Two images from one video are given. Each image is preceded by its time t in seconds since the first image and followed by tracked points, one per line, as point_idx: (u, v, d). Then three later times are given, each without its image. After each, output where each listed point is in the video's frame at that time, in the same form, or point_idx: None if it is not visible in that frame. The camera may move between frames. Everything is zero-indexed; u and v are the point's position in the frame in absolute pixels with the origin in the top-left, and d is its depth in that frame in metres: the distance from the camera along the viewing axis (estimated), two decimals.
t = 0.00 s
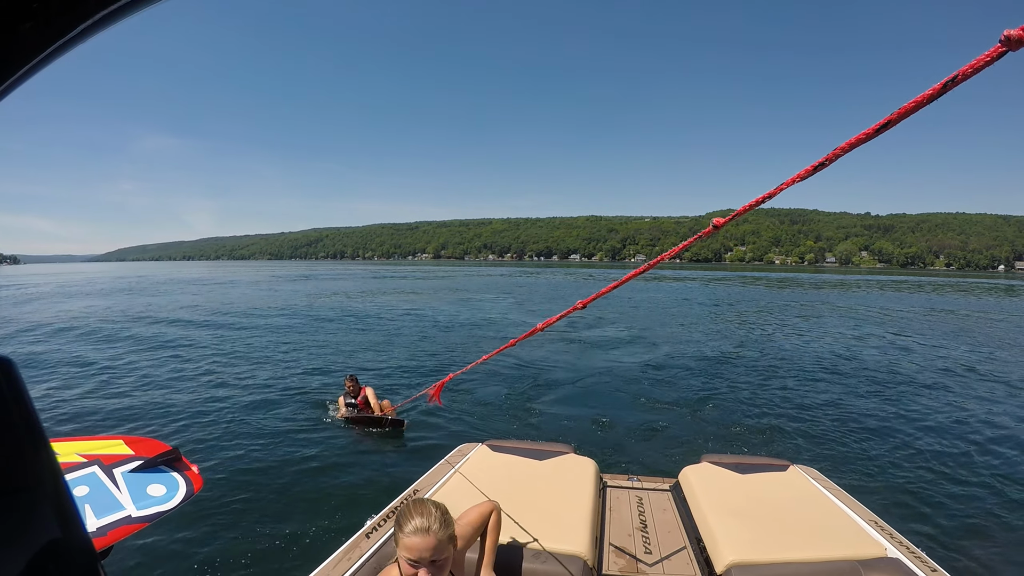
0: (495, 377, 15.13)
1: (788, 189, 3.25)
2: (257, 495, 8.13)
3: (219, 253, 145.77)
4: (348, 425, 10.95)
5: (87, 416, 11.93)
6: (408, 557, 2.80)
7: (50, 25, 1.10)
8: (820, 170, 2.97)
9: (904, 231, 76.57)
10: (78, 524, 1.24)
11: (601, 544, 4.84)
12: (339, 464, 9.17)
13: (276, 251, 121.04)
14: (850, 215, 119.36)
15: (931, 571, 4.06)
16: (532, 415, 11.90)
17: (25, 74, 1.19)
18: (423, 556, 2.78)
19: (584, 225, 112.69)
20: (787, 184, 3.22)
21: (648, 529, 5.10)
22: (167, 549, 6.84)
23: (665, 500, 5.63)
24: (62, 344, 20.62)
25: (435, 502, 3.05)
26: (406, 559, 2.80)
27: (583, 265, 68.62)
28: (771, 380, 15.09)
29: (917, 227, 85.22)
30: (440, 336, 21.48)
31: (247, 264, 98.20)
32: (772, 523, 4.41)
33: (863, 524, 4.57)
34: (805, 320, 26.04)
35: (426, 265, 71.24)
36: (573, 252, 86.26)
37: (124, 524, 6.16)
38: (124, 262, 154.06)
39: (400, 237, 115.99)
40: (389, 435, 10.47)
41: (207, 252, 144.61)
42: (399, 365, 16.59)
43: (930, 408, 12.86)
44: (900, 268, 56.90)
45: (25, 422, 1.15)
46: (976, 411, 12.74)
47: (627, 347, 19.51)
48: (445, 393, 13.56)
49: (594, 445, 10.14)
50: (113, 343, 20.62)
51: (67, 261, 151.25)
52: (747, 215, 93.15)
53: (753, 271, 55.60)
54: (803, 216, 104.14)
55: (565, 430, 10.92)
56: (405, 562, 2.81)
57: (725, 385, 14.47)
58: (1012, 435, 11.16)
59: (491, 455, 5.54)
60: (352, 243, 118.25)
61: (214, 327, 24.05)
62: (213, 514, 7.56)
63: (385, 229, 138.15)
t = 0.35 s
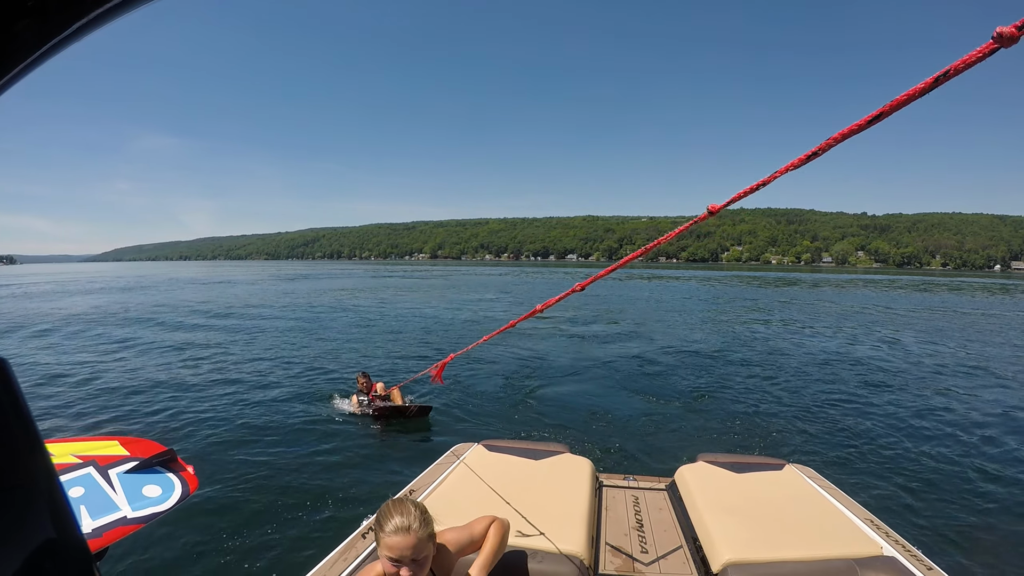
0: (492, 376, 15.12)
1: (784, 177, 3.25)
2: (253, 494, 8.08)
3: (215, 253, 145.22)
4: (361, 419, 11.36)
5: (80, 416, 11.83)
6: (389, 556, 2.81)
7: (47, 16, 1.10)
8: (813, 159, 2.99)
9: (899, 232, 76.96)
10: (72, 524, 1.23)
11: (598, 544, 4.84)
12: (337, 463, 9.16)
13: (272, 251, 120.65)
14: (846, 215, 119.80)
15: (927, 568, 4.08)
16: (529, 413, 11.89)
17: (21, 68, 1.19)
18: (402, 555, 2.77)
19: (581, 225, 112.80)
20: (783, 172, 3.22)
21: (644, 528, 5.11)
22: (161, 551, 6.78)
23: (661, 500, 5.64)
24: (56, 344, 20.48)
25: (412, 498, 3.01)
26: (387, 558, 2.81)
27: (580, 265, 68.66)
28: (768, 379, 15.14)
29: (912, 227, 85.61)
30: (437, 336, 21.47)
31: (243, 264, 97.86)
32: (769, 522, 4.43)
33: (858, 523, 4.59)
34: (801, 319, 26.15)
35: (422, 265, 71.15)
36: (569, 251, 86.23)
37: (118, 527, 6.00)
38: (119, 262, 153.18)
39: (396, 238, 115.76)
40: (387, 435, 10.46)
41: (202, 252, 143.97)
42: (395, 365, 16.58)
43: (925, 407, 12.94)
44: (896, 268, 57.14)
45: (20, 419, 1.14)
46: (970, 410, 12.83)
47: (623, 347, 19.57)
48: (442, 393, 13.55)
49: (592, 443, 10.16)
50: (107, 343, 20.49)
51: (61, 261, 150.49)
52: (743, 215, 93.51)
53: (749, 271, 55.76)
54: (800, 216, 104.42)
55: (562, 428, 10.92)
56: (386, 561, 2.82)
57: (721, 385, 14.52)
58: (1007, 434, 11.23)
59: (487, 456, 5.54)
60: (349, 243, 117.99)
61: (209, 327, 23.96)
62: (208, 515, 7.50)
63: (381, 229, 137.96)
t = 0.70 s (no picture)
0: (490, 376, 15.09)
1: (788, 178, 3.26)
2: (251, 495, 8.03)
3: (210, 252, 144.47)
4: (366, 420, 11.33)
5: (75, 416, 11.75)
6: (400, 550, 2.85)
7: (46, 27, 1.09)
8: (815, 159, 3.00)
9: (896, 232, 77.14)
10: (69, 538, 1.22)
11: (599, 548, 4.83)
12: (335, 462, 9.12)
13: (268, 250, 120.10)
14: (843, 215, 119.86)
15: (929, 565, 4.09)
16: (528, 412, 11.87)
17: (14, 78, 1.17)
18: (414, 541, 2.90)
19: (578, 224, 112.69)
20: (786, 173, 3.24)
21: (645, 532, 5.11)
22: (159, 553, 6.73)
23: (661, 503, 5.64)
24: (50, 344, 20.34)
25: (369, 509, 2.94)
26: (399, 553, 2.84)
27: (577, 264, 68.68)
28: (765, 379, 15.17)
29: (909, 227, 85.88)
30: (434, 336, 21.40)
31: (239, 263, 97.47)
32: (769, 523, 4.44)
33: (860, 522, 4.59)
34: (799, 318, 26.21)
35: (419, 265, 71.04)
36: (566, 251, 86.16)
37: (118, 540, 5.98)
38: (114, 262, 152.21)
39: (393, 237, 115.52)
40: (385, 435, 10.42)
41: (198, 252, 143.33)
42: (393, 364, 16.53)
43: (923, 405, 12.99)
44: (893, 268, 57.28)
45: (17, 432, 1.13)
46: (968, 408, 12.88)
47: (621, 346, 19.58)
48: (440, 393, 13.50)
49: (590, 442, 10.15)
50: (103, 343, 20.35)
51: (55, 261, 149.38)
52: (740, 215, 93.66)
53: (747, 271, 55.81)
54: (797, 216, 104.62)
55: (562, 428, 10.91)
56: (398, 558, 2.84)
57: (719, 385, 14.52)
58: (1005, 433, 11.27)
59: (486, 462, 5.53)
60: (345, 243, 117.57)
61: (206, 326, 23.82)
62: (206, 516, 7.46)
63: (378, 229, 137.59)
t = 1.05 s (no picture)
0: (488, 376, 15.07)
1: (786, 174, 3.30)
2: (249, 495, 7.99)
3: (206, 252, 143.95)
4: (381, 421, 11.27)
5: (71, 417, 11.69)
6: (437, 531, 3.08)
7: (39, 41, 1.09)
8: (812, 157, 3.03)
9: (893, 232, 77.29)
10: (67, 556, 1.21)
11: (602, 554, 4.83)
12: (335, 463, 9.10)
13: (264, 250, 119.72)
14: (840, 215, 120.01)
15: (933, 562, 4.11)
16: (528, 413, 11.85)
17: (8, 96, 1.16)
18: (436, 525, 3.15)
19: (575, 225, 112.69)
20: (784, 170, 3.28)
21: (648, 537, 5.11)
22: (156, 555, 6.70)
23: (664, 508, 5.65)
24: (46, 345, 20.24)
25: (384, 543, 2.88)
26: (439, 535, 3.06)
27: (575, 265, 68.67)
28: (763, 379, 15.20)
29: (906, 227, 86.08)
30: (432, 336, 21.35)
31: (235, 264, 97.25)
32: (771, 523, 4.46)
33: (862, 520, 4.61)
34: (797, 318, 26.24)
35: (417, 265, 70.99)
36: (563, 251, 86.12)
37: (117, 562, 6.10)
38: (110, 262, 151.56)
39: (390, 238, 115.40)
40: (385, 435, 10.40)
41: (194, 252, 142.82)
42: (391, 364, 16.50)
43: (921, 405, 13.03)
44: (890, 268, 57.35)
45: (13, 450, 1.13)
46: (965, 407, 12.91)
47: (620, 346, 19.57)
48: (440, 395, 13.46)
49: (591, 442, 10.14)
50: (99, 343, 20.28)
51: (50, 261, 148.78)
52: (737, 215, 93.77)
53: (744, 271, 55.86)
54: (794, 216, 104.71)
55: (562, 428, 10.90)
56: (441, 536, 3.06)
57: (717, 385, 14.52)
58: (1003, 432, 11.31)
59: (486, 471, 5.53)
60: (342, 243, 117.24)
61: (202, 326, 23.70)
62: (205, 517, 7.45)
63: (375, 230, 137.33)
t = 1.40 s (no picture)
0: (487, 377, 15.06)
1: (783, 172, 3.32)
2: (248, 498, 7.95)
3: (203, 252, 143.73)
4: (388, 423, 11.27)
5: (69, 418, 11.65)
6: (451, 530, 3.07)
7: (40, 44, 1.08)
8: (808, 155, 3.03)
9: (890, 231, 77.55)
10: (65, 567, 1.19)
11: (602, 558, 4.82)
12: (333, 465, 9.08)
13: (262, 250, 119.56)
14: (837, 215, 120.29)
15: (933, 560, 4.12)
16: (527, 414, 11.85)
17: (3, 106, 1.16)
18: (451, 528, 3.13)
19: (574, 225, 112.85)
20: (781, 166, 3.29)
21: (648, 540, 5.11)
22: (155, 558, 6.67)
23: (664, 511, 5.64)
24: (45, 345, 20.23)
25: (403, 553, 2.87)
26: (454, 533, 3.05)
27: (573, 264, 68.73)
28: (761, 379, 15.21)
29: (903, 227, 86.37)
30: (431, 336, 21.33)
31: (232, 264, 97.07)
32: (772, 523, 4.47)
33: (862, 520, 4.62)
34: (795, 317, 26.27)
35: (414, 265, 70.98)
36: (561, 251, 86.23)
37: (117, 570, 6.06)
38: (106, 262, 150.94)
39: (388, 237, 115.18)
40: (383, 437, 10.39)
41: (191, 252, 142.66)
42: (390, 364, 16.47)
43: (918, 404, 13.07)
44: (887, 267, 57.52)
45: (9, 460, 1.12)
46: (963, 406, 12.95)
47: (619, 346, 19.59)
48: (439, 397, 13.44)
49: (589, 444, 10.15)
50: (97, 343, 20.27)
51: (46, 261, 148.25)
52: (735, 215, 93.97)
53: (742, 270, 56.01)
54: (791, 216, 104.94)
55: (560, 429, 10.90)
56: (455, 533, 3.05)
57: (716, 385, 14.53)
58: (1001, 430, 11.34)
59: (485, 477, 5.53)
60: (340, 243, 117.18)
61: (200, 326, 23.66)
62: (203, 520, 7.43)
63: (373, 230, 137.26)
